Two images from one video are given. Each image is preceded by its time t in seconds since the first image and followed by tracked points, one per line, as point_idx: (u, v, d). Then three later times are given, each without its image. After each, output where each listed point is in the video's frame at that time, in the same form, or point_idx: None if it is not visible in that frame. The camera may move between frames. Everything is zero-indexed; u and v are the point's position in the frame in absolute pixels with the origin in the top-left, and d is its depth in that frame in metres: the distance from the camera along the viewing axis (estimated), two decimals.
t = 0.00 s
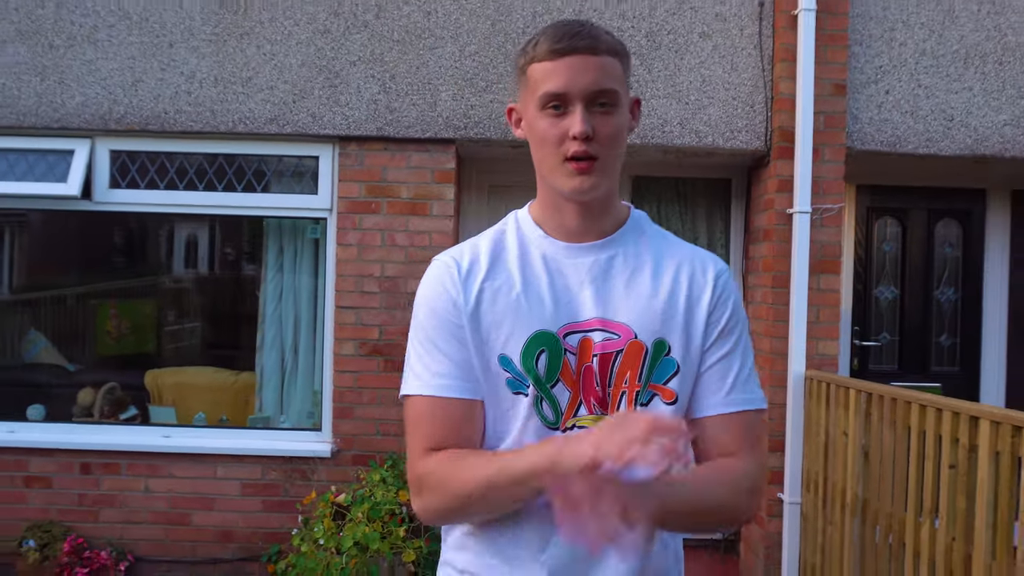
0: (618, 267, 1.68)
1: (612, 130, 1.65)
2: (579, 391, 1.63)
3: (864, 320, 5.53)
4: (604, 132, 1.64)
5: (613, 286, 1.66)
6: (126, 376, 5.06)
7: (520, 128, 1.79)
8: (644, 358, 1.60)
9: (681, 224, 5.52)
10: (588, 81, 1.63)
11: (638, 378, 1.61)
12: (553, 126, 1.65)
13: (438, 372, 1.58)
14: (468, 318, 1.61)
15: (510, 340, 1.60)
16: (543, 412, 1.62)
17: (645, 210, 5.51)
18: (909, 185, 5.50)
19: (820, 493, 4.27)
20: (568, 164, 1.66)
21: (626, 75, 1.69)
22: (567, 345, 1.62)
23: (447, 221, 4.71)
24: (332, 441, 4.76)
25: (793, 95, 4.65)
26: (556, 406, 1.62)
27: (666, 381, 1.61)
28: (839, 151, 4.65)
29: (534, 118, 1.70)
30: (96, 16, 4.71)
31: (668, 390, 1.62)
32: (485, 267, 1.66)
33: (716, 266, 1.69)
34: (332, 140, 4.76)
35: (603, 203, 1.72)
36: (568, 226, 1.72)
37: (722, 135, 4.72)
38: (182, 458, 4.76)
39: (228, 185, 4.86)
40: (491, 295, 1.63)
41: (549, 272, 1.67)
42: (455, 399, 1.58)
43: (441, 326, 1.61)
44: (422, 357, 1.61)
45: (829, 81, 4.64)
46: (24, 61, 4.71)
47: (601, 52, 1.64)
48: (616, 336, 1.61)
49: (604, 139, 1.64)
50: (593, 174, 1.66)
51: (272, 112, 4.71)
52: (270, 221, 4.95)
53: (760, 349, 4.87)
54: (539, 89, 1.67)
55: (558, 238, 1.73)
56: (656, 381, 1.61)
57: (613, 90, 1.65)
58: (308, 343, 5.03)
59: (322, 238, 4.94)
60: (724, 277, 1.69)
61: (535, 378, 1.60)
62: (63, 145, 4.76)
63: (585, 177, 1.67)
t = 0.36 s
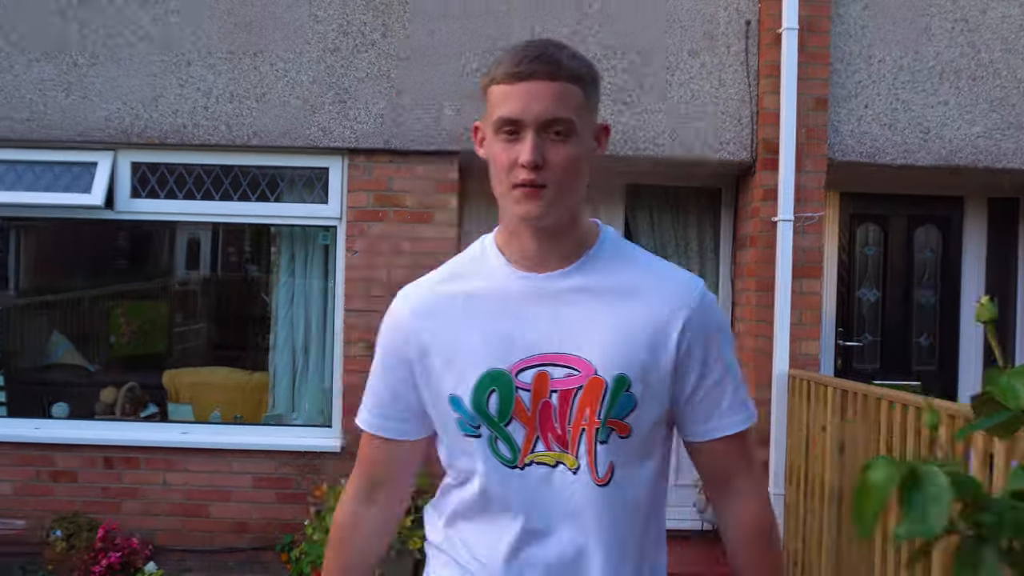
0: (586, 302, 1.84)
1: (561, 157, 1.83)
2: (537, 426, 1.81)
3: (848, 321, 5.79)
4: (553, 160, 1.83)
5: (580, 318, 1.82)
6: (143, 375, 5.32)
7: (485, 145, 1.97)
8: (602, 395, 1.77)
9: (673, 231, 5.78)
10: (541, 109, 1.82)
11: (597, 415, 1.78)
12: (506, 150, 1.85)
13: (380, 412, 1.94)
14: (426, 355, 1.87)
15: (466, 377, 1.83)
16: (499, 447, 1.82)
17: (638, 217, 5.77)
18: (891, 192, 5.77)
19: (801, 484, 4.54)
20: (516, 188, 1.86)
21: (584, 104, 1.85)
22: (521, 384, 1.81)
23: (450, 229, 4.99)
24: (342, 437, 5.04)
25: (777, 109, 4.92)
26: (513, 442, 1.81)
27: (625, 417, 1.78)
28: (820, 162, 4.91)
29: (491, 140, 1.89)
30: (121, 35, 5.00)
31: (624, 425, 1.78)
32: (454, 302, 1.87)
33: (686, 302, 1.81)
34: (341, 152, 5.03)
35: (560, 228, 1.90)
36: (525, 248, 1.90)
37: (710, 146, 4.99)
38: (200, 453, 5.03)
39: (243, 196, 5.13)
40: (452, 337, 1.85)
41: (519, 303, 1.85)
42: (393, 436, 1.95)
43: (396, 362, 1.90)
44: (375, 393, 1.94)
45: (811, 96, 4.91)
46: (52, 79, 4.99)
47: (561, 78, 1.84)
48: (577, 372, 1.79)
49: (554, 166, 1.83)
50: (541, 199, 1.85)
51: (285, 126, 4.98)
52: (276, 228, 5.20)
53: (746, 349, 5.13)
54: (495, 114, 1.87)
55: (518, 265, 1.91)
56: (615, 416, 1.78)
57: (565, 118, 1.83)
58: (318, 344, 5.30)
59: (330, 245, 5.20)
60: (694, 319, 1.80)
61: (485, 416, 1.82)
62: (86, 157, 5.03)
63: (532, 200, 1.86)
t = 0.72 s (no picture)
0: (494, 271, 1.73)
1: (470, 134, 1.70)
2: (451, 399, 1.72)
3: (833, 320, 6.07)
4: (463, 137, 1.70)
5: (487, 284, 1.71)
6: (160, 370, 5.59)
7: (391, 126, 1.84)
8: (509, 362, 1.66)
9: (665, 232, 6.07)
10: (446, 86, 1.70)
11: (506, 383, 1.67)
12: (413, 130, 1.72)
13: (317, 400, 1.82)
14: (342, 334, 1.76)
15: (378, 353, 1.72)
16: (415, 420, 1.72)
17: (633, 220, 6.07)
18: (873, 196, 6.05)
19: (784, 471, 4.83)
20: (426, 168, 1.73)
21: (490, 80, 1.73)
22: (434, 356, 1.70)
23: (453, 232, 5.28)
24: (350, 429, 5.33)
25: (762, 118, 5.19)
26: (429, 415, 1.71)
27: (531, 382, 1.66)
28: (803, 168, 5.18)
29: (399, 121, 1.76)
30: (139, 49, 5.26)
31: (530, 391, 1.66)
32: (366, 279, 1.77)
33: (592, 263, 1.70)
34: (349, 159, 5.31)
35: (471, 202, 1.78)
36: (439, 228, 1.78)
37: (698, 153, 5.28)
38: (216, 444, 5.31)
39: (256, 199, 5.41)
40: (365, 311, 1.75)
41: (427, 275, 1.74)
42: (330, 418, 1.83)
43: (315, 348, 1.80)
44: (306, 379, 1.82)
45: (794, 105, 5.19)
46: (74, 89, 5.26)
47: (466, 56, 1.72)
48: (485, 341, 1.68)
49: (462, 144, 1.70)
50: (454, 178, 1.73)
51: (296, 134, 5.26)
52: (279, 230, 5.49)
53: (734, 345, 5.41)
54: (402, 92, 1.74)
55: (431, 242, 1.79)
56: (523, 383, 1.66)
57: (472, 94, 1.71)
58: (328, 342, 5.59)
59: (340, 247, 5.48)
60: (599, 275, 1.69)
61: (401, 390, 1.71)
62: (108, 164, 5.31)
63: (443, 181, 1.73)
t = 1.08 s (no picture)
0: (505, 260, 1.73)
1: (492, 138, 1.69)
2: (465, 382, 1.68)
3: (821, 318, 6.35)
4: (486, 139, 1.69)
5: (501, 273, 1.71)
6: (181, 365, 5.88)
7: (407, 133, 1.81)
8: (525, 346, 1.66)
9: (661, 235, 6.36)
10: (469, 90, 1.68)
11: (522, 365, 1.66)
12: (436, 133, 1.70)
13: (323, 379, 1.66)
14: (358, 322, 1.68)
15: (396, 337, 1.67)
16: (429, 404, 1.67)
17: (630, 224, 6.35)
18: (860, 201, 6.34)
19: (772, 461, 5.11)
20: (450, 171, 1.71)
21: (507, 86, 1.73)
22: (450, 341, 1.67)
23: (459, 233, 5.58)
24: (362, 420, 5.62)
25: (752, 127, 5.50)
26: (445, 397, 1.67)
27: (547, 366, 1.67)
28: (791, 174, 5.47)
29: (418, 126, 1.73)
30: (162, 60, 5.54)
31: (548, 374, 1.67)
32: (377, 264, 1.73)
33: (597, 252, 1.75)
34: (361, 165, 5.60)
35: (489, 204, 1.76)
36: (456, 226, 1.76)
37: (692, 160, 5.56)
38: (235, 435, 5.60)
39: (273, 203, 5.70)
40: (383, 297, 1.69)
41: (447, 262, 1.72)
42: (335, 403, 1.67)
43: (325, 333, 1.68)
44: (308, 365, 1.68)
45: (783, 115, 5.48)
46: (100, 98, 5.55)
47: (483, 63, 1.70)
48: (500, 327, 1.67)
49: (486, 147, 1.69)
50: (475, 183, 1.72)
51: (311, 141, 5.55)
52: (286, 231, 5.78)
53: (726, 342, 5.70)
54: (424, 98, 1.71)
55: (446, 238, 1.77)
56: (539, 367, 1.66)
57: (494, 100, 1.70)
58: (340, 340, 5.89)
59: (352, 248, 5.78)
60: (604, 263, 1.74)
61: (420, 372, 1.67)
62: (133, 169, 5.60)
63: (466, 182, 1.72)
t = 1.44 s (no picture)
0: (572, 272, 1.72)
1: (567, 147, 1.67)
2: (527, 392, 1.67)
3: (816, 318, 6.62)
4: (560, 147, 1.67)
5: (570, 288, 1.70)
6: (206, 363, 6.18)
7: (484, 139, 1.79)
8: (591, 365, 1.66)
9: (663, 239, 6.63)
10: (542, 98, 1.66)
11: (585, 383, 1.67)
12: (512, 142, 1.68)
13: (392, 367, 1.62)
14: (428, 317, 1.65)
15: (465, 340, 1.65)
16: (492, 409, 1.65)
17: (634, 229, 6.62)
18: (854, 207, 6.62)
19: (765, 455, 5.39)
20: (525, 179, 1.69)
21: (583, 92, 1.70)
22: (519, 348, 1.67)
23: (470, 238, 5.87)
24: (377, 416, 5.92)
25: (748, 136, 5.76)
26: (507, 404, 1.66)
27: (611, 385, 1.68)
28: (786, 182, 5.75)
29: (493, 135, 1.72)
30: (188, 73, 5.84)
31: (610, 394, 1.68)
32: (452, 263, 1.71)
33: (671, 282, 1.76)
34: (376, 173, 5.89)
35: (562, 212, 1.74)
36: (530, 232, 1.75)
37: (692, 168, 5.85)
38: (257, 429, 5.90)
39: (293, 209, 6.01)
40: (455, 297, 1.67)
41: (519, 270, 1.72)
42: (408, 392, 1.63)
43: (400, 322, 1.65)
44: (381, 354, 1.63)
45: (778, 125, 5.75)
46: (129, 110, 5.84)
47: (557, 69, 1.68)
48: (568, 343, 1.67)
49: (562, 156, 1.67)
50: (550, 193, 1.70)
51: (329, 150, 5.84)
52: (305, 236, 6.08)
53: (724, 343, 5.98)
54: (497, 107, 1.69)
55: (520, 243, 1.76)
56: (602, 388, 1.67)
57: (570, 108, 1.68)
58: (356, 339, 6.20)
59: (368, 252, 6.09)
60: (676, 295, 1.75)
61: (485, 376, 1.65)
62: (160, 177, 5.91)
63: (542, 191, 1.70)
